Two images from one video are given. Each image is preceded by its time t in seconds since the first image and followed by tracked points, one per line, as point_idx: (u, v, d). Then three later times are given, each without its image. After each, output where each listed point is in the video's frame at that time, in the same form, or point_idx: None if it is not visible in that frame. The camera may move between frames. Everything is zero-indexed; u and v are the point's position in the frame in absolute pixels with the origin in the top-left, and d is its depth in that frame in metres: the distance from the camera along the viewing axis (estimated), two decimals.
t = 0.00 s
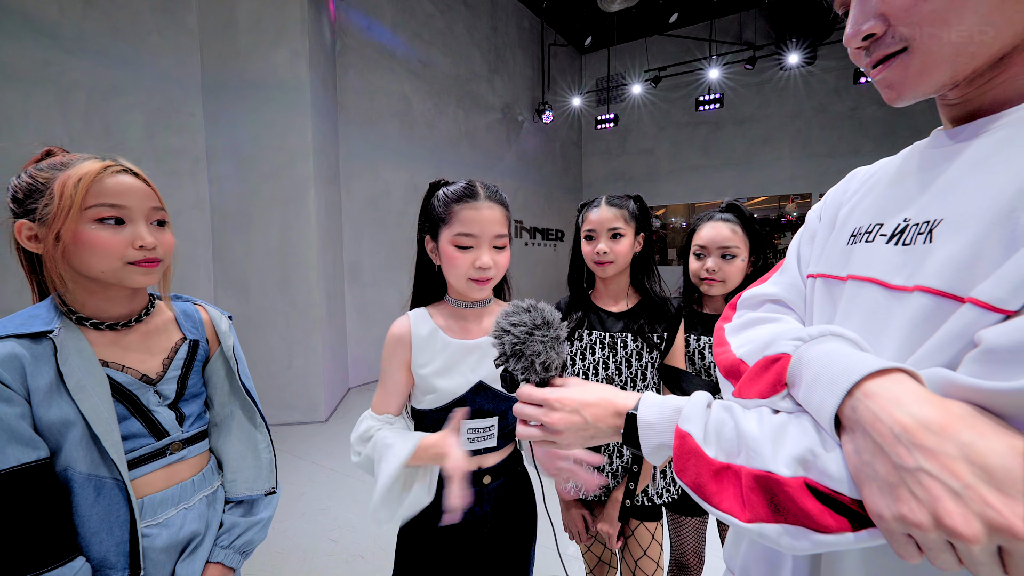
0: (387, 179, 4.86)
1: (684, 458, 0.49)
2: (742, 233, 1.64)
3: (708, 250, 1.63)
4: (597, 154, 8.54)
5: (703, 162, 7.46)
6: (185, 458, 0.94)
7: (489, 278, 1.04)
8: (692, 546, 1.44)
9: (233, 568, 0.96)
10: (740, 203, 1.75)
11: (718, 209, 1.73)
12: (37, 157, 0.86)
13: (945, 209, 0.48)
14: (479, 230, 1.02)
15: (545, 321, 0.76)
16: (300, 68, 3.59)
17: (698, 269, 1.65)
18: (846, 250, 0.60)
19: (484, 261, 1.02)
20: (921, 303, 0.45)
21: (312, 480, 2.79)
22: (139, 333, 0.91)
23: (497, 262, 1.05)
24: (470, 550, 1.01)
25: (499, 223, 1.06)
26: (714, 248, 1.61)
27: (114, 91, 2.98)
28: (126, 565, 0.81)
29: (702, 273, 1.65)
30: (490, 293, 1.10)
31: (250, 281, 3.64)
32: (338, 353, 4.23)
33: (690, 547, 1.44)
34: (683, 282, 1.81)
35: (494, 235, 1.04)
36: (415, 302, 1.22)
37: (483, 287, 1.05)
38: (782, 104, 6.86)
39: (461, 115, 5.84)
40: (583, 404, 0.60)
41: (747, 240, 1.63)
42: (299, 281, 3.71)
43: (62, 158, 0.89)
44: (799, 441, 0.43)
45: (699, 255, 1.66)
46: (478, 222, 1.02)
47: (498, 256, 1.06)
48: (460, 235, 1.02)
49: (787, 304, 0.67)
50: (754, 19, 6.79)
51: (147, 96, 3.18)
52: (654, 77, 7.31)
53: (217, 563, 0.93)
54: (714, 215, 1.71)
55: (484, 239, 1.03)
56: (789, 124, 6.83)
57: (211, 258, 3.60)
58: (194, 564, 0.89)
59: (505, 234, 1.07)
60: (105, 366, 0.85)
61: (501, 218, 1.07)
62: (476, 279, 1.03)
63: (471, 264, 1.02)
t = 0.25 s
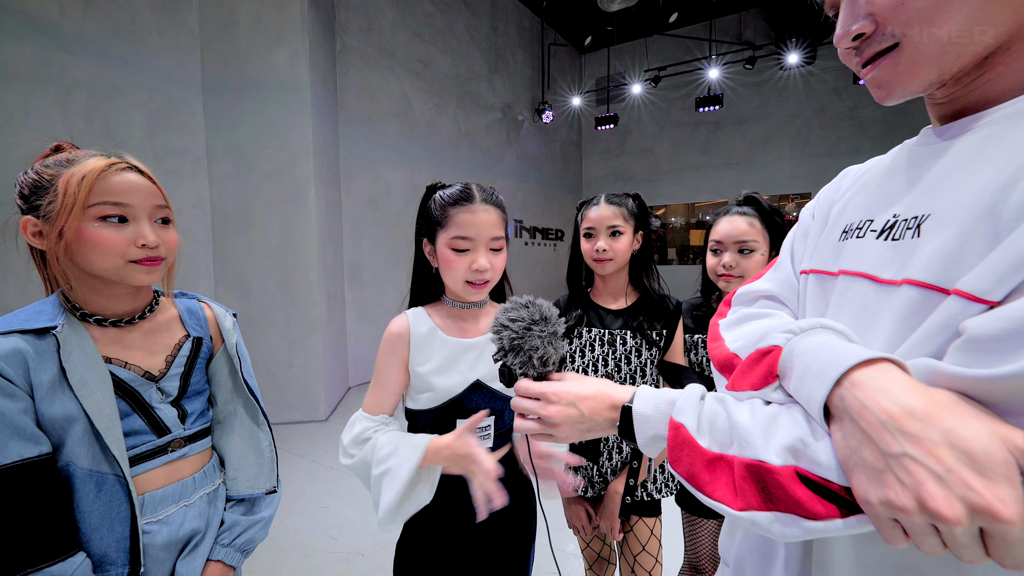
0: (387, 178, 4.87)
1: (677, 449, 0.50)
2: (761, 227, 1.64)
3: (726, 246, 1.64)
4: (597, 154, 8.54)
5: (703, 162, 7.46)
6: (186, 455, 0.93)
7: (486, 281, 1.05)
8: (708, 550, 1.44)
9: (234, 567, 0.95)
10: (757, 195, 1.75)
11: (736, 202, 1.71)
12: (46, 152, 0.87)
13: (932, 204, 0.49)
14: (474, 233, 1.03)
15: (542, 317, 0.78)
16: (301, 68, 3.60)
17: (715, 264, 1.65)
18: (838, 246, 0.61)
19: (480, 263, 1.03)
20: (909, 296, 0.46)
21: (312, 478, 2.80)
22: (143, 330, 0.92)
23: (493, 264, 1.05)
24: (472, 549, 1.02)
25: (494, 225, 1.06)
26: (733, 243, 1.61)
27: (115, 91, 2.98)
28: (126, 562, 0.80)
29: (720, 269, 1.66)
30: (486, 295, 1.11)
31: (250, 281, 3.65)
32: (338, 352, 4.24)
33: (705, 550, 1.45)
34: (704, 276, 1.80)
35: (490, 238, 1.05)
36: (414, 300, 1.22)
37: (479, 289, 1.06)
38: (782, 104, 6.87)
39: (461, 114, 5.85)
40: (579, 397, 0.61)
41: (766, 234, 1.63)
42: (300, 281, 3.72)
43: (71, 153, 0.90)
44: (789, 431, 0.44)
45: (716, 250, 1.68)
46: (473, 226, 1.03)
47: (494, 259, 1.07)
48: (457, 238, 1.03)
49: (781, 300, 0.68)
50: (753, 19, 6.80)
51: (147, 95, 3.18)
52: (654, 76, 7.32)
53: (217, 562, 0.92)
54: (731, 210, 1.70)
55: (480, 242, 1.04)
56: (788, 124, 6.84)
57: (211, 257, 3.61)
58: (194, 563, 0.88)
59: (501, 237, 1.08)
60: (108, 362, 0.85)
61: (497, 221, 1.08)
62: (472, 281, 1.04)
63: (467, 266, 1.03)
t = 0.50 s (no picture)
0: (387, 177, 4.87)
1: (674, 428, 0.51)
2: (774, 213, 1.59)
3: (738, 235, 1.61)
4: (597, 153, 8.55)
5: (702, 161, 7.47)
6: (189, 445, 0.94)
7: (489, 259, 1.07)
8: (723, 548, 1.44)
9: (236, 556, 0.95)
10: (772, 181, 1.72)
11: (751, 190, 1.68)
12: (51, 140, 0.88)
13: (923, 188, 0.50)
14: (477, 210, 1.06)
15: (541, 304, 0.79)
16: (300, 65, 3.60)
17: (728, 255, 1.64)
18: (832, 232, 0.62)
19: (484, 238, 1.05)
20: (900, 276, 0.47)
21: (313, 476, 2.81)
22: (146, 320, 0.93)
23: (496, 241, 1.08)
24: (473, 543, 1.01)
25: (494, 203, 1.10)
26: (743, 231, 1.59)
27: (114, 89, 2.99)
28: (130, 549, 0.81)
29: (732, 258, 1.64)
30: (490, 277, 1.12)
31: (251, 278, 3.66)
32: (339, 350, 4.25)
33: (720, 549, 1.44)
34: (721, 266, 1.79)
35: (491, 216, 1.09)
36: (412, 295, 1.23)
37: (483, 268, 1.07)
38: (782, 102, 6.87)
39: (461, 113, 5.85)
40: (577, 380, 0.62)
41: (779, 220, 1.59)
42: (300, 278, 3.73)
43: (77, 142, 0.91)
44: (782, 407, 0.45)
45: (729, 239, 1.65)
46: (477, 203, 1.07)
47: (497, 236, 1.09)
48: (461, 215, 1.06)
49: (776, 287, 0.69)
50: (753, 17, 6.80)
51: (147, 92, 3.19)
52: (654, 75, 7.32)
53: (220, 550, 0.93)
54: (743, 198, 1.68)
55: (483, 219, 1.07)
56: (788, 122, 6.84)
57: (211, 255, 3.61)
58: (197, 550, 0.89)
59: (501, 215, 1.12)
60: (111, 351, 0.86)
61: (496, 200, 1.12)
62: (478, 258, 1.05)
63: (472, 242, 1.05)
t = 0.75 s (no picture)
0: (387, 174, 4.88)
1: (671, 399, 0.52)
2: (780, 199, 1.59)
3: (744, 222, 1.61)
4: (598, 151, 8.55)
5: (702, 159, 7.47)
6: (190, 428, 0.94)
7: (489, 244, 1.07)
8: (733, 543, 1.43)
9: (238, 539, 0.96)
10: (782, 166, 1.71)
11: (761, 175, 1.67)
12: (50, 119, 0.88)
13: (916, 160, 0.50)
14: (476, 196, 1.07)
15: (541, 284, 0.79)
16: (300, 62, 3.60)
17: (735, 242, 1.65)
18: (829, 210, 0.62)
19: (484, 224, 1.05)
20: (895, 246, 0.47)
21: (312, 471, 2.81)
22: (145, 304, 0.93)
23: (495, 227, 1.09)
24: (479, 529, 1.02)
25: (493, 190, 1.11)
26: (750, 218, 1.59)
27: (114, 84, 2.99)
28: (132, 530, 0.81)
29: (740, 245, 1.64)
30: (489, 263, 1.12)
31: (250, 275, 3.66)
32: (338, 347, 4.25)
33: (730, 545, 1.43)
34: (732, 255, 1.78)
35: (490, 202, 1.10)
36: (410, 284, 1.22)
37: (483, 253, 1.07)
38: (782, 100, 6.87)
39: (461, 110, 5.85)
40: (577, 356, 0.62)
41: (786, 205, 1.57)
42: (300, 275, 3.73)
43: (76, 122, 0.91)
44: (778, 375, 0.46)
45: (736, 226, 1.66)
46: (476, 189, 1.07)
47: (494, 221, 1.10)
48: (460, 201, 1.06)
49: (774, 268, 0.69)
50: (753, 15, 6.80)
51: (146, 88, 3.19)
52: (654, 73, 7.31)
53: (222, 533, 0.93)
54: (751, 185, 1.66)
55: (482, 205, 1.08)
56: (788, 121, 6.84)
57: (211, 250, 3.61)
58: (199, 533, 0.89)
59: (497, 201, 1.13)
60: (112, 333, 0.86)
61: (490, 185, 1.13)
62: (478, 243, 1.06)
63: (472, 228, 1.05)
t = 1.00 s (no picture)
0: (388, 172, 4.90)
1: (670, 370, 0.54)
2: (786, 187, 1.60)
3: (749, 211, 1.63)
4: (598, 150, 8.57)
5: (702, 159, 7.49)
6: (199, 410, 0.96)
7: (485, 235, 1.07)
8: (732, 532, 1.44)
9: (248, 519, 0.99)
10: (791, 156, 1.73)
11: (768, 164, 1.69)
12: (61, 105, 0.90)
13: (905, 137, 0.52)
14: (472, 188, 1.07)
15: (544, 267, 0.81)
16: (302, 59, 3.62)
17: (740, 230, 1.67)
18: (822, 191, 0.64)
19: (479, 216, 1.05)
20: (884, 219, 0.49)
21: (314, 466, 2.84)
22: (153, 288, 0.95)
23: (492, 219, 1.08)
24: (480, 513, 1.02)
25: (490, 182, 1.11)
26: (754, 207, 1.61)
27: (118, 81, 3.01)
28: (146, 507, 0.83)
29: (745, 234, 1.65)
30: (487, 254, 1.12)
31: (253, 272, 3.69)
32: (340, 344, 4.28)
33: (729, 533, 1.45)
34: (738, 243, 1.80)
35: (487, 194, 1.09)
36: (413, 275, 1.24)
37: (479, 245, 1.07)
38: (782, 99, 6.89)
39: (462, 109, 5.88)
40: (578, 333, 0.64)
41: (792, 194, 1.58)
42: (302, 272, 3.75)
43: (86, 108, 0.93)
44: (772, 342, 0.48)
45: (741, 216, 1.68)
46: (472, 180, 1.07)
47: (492, 214, 1.10)
48: (456, 194, 1.07)
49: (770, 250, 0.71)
50: (753, 15, 6.82)
51: (150, 86, 3.21)
52: (655, 72, 7.34)
53: (232, 513, 0.96)
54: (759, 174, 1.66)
55: (478, 197, 1.08)
56: (788, 120, 6.86)
57: (213, 247, 3.64)
58: (209, 512, 0.92)
59: (496, 194, 1.12)
60: (122, 316, 0.88)
61: (490, 178, 1.12)
62: (472, 235, 1.06)
63: (467, 220, 1.05)
